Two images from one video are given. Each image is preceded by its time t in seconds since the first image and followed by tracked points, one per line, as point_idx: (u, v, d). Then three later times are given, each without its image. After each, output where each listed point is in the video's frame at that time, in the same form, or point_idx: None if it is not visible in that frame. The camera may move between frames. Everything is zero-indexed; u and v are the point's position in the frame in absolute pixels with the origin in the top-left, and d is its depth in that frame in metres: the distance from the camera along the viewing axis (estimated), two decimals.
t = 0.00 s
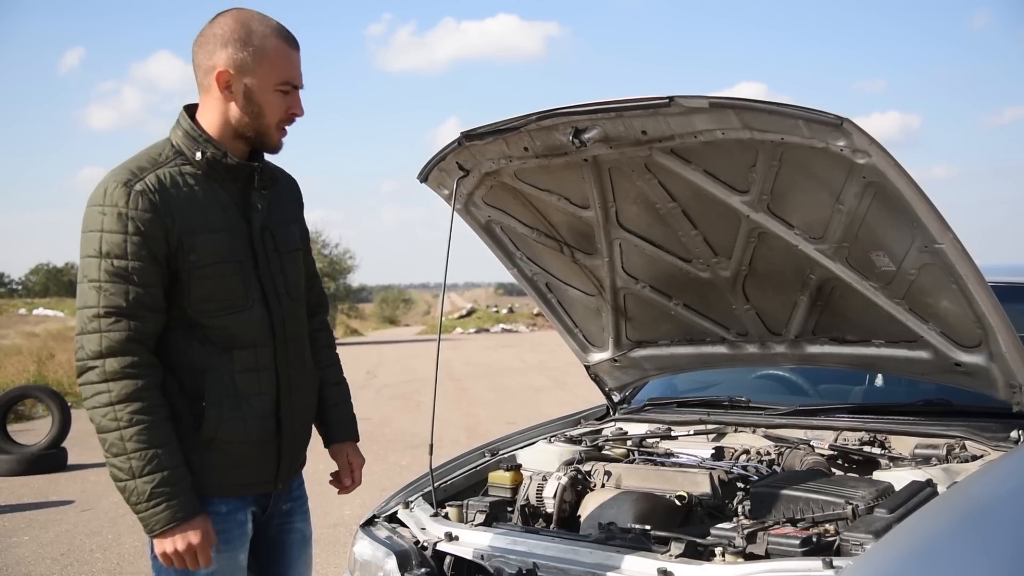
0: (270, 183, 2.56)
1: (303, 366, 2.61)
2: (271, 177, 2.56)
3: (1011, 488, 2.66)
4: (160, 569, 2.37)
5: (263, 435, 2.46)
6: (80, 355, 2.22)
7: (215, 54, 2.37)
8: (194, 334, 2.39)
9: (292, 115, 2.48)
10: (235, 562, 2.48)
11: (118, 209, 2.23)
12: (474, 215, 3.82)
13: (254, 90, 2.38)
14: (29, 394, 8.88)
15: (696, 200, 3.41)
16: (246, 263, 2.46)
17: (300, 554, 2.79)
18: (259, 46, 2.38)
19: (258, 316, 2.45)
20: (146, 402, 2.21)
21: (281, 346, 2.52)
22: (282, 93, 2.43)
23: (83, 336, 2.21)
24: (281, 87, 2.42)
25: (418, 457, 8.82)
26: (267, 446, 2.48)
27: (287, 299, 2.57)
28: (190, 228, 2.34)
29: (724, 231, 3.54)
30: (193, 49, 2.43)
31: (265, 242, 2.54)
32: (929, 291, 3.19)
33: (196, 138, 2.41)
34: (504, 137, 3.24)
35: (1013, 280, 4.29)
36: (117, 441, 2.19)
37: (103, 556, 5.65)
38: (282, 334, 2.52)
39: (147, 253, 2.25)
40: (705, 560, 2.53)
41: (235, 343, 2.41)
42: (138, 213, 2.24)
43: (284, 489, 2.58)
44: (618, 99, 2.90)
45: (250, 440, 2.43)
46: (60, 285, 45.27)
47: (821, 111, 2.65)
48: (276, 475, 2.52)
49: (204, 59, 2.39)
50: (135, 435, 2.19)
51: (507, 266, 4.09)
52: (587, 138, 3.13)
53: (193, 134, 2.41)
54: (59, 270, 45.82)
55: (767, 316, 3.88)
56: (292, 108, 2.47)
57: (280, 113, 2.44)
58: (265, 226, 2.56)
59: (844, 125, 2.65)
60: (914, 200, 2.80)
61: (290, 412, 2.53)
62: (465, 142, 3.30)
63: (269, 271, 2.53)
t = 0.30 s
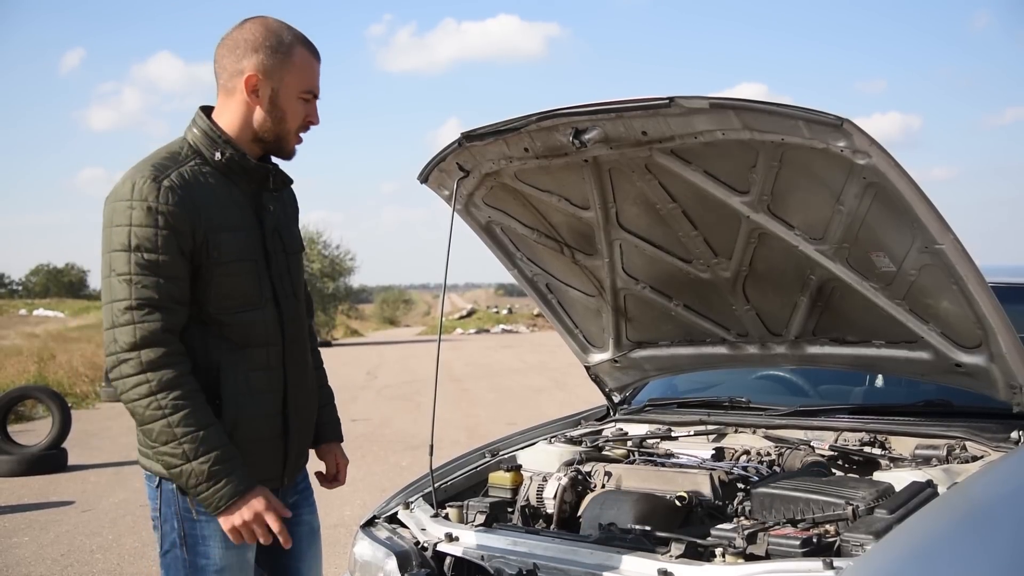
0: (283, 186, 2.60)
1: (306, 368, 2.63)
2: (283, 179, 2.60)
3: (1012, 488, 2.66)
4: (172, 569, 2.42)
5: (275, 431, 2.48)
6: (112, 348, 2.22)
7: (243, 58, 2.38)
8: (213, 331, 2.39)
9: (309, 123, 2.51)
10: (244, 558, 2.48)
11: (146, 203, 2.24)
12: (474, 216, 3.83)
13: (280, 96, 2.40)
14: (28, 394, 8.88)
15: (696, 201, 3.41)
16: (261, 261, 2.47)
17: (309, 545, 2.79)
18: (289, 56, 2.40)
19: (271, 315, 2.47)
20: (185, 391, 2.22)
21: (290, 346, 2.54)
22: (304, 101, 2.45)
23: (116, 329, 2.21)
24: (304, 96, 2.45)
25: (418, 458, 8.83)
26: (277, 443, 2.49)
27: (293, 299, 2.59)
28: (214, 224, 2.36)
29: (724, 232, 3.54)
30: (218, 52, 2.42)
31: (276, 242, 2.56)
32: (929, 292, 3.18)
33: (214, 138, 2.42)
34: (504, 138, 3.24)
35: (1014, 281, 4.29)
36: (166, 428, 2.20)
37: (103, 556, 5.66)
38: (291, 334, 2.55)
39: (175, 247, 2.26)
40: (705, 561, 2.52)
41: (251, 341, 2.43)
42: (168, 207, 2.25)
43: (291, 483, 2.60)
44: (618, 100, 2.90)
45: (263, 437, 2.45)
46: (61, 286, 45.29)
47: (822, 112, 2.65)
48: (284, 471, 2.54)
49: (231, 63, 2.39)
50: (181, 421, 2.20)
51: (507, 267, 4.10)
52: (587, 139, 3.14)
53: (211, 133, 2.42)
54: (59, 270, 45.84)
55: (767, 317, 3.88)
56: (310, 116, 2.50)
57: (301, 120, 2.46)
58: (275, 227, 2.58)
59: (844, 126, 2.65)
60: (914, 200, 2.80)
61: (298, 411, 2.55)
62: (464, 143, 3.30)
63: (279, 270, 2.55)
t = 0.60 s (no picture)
0: (298, 184, 2.69)
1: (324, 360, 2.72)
2: (298, 178, 2.69)
3: (1013, 488, 2.65)
4: (186, 561, 2.48)
5: (300, 419, 2.57)
6: (157, 336, 2.29)
7: (270, 61, 2.50)
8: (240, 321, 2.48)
9: (319, 130, 2.65)
10: (258, 556, 2.54)
11: (185, 196, 2.33)
12: (475, 216, 3.83)
13: (301, 99, 2.54)
14: (28, 394, 8.88)
15: (697, 201, 3.42)
16: (282, 256, 2.57)
17: (309, 542, 2.85)
18: (310, 61, 2.55)
19: (292, 307, 2.57)
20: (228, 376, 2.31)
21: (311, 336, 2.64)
22: (320, 108, 2.60)
23: (161, 318, 2.29)
24: (320, 102, 2.60)
25: (418, 458, 8.82)
26: (302, 431, 2.58)
27: (311, 293, 2.69)
28: (245, 218, 2.45)
29: (725, 232, 3.54)
30: (241, 57, 2.54)
31: (293, 238, 2.66)
32: (928, 292, 3.19)
33: (235, 138, 2.52)
34: (504, 138, 3.24)
35: (1014, 281, 4.29)
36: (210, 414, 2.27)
37: (104, 556, 5.66)
38: (310, 326, 2.64)
39: (212, 238, 2.35)
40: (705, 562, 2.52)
41: (275, 331, 2.52)
42: (205, 200, 2.35)
43: (317, 471, 2.68)
44: (619, 100, 2.90)
45: (290, 424, 2.53)
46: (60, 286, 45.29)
47: (823, 113, 2.65)
48: (310, 458, 2.64)
49: (256, 66, 2.51)
50: (224, 406, 2.28)
51: (507, 267, 4.10)
52: (588, 139, 3.14)
53: (231, 133, 2.52)
54: (59, 270, 45.86)
55: (767, 317, 3.88)
56: (321, 124, 2.64)
57: (315, 125, 2.61)
58: (291, 225, 2.67)
59: (844, 126, 2.65)
60: (915, 202, 2.80)
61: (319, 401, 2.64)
62: (464, 143, 3.30)
63: (297, 265, 2.64)
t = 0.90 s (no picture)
0: (316, 191, 2.76)
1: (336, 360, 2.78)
2: (316, 185, 2.76)
3: (1013, 488, 2.65)
4: (202, 558, 2.54)
5: (312, 417, 2.62)
6: (183, 329, 2.38)
7: (302, 79, 2.60)
8: (257, 320, 2.55)
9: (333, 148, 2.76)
10: (270, 552, 2.60)
11: (212, 196, 2.42)
12: (475, 217, 3.83)
13: (325, 118, 2.65)
14: (29, 395, 8.88)
15: (697, 202, 3.41)
16: (298, 258, 2.64)
17: (312, 536, 2.86)
18: (336, 82, 2.68)
19: (307, 308, 2.64)
20: (246, 371, 2.39)
21: (325, 337, 2.70)
22: (337, 127, 2.72)
23: (187, 311, 2.37)
24: (338, 122, 2.72)
25: (418, 459, 8.82)
26: (314, 429, 2.63)
27: (325, 296, 2.75)
28: (267, 219, 2.53)
29: (725, 233, 3.53)
30: (271, 71, 2.62)
31: (309, 242, 2.73)
32: (929, 293, 3.19)
33: (257, 144, 2.60)
34: (504, 139, 3.24)
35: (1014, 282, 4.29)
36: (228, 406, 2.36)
37: (104, 557, 5.66)
38: (324, 327, 2.70)
39: (236, 236, 2.44)
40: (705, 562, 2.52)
41: (291, 330, 2.59)
42: (233, 199, 2.44)
43: (326, 468, 2.72)
44: (618, 101, 2.91)
45: (303, 421, 2.59)
46: (60, 287, 45.46)
47: (823, 113, 2.65)
48: (321, 455, 2.68)
49: (287, 81, 2.60)
50: (243, 400, 2.37)
51: (507, 268, 4.10)
52: (588, 140, 3.14)
53: (253, 139, 2.60)
54: (59, 271, 45.91)
55: (768, 318, 3.88)
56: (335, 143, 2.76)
57: (331, 142, 2.72)
58: (307, 229, 2.75)
59: (845, 127, 2.65)
60: (916, 204, 2.80)
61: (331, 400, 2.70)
62: (464, 144, 3.30)
63: (313, 268, 2.71)
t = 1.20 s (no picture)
0: (330, 202, 2.81)
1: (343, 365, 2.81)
2: (331, 196, 2.81)
3: (1014, 493, 2.65)
4: (223, 552, 2.60)
5: (320, 419, 2.66)
6: (201, 326, 2.43)
7: (326, 98, 2.68)
8: (270, 323, 2.59)
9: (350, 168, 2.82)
10: (286, 538, 2.63)
11: (233, 200, 2.47)
12: (475, 222, 3.83)
13: (344, 137, 2.72)
14: (28, 400, 8.88)
15: (696, 207, 3.41)
16: (311, 265, 2.69)
17: (312, 540, 2.86)
18: (359, 104, 2.75)
19: (318, 314, 2.68)
20: (260, 370, 2.43)
21: (334, 343, 2.74)
22: (356, 148, 2.78)
23: (206, 309, 2.42)
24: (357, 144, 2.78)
25: (418, 464, 8.81)
26: (320, 431, 2.66)
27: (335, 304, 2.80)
28: (284, 224, 2.58)
29: (724, 238, 3.54)
30: (298, 88, 2.70)
31: (322, 250, 2.77)
32: (929, 298, 3.19)
33: (277, 154, 2.66)
34: (505, 144, 3.24)
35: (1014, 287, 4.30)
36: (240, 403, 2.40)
37: (104, 562, 5.66)
38: (334, 333, 2.74)
39: (256, 240, 2.49)
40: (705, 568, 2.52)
41: (301, 334, 2.63)
42: (254, 204, 2.50)
43: (331, 469, 2.74)
44: (619, 106, 2.91)
45: (310, 422, 2.63)
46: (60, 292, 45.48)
47: (822, 118, 2.65)
48: (326, 456, 2.70)
49: (311, 99, 2.68)
50: (255, 397, 2.41)
51: (507, 273, 4.10)
52: (588, 145, 3.14)
53: (273, 149, 2.66)
54: (59, 276, 45.94)
55: (767, 323, 3.88)
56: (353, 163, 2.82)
57: (349, 162, 2.78)
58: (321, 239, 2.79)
59: (844, 132, 2.66)
60: (916, 209, 2.81)
61: (338, 404, 2.73)
62: (465, 149, 3.31)
63: (325, 276, 2.76)
